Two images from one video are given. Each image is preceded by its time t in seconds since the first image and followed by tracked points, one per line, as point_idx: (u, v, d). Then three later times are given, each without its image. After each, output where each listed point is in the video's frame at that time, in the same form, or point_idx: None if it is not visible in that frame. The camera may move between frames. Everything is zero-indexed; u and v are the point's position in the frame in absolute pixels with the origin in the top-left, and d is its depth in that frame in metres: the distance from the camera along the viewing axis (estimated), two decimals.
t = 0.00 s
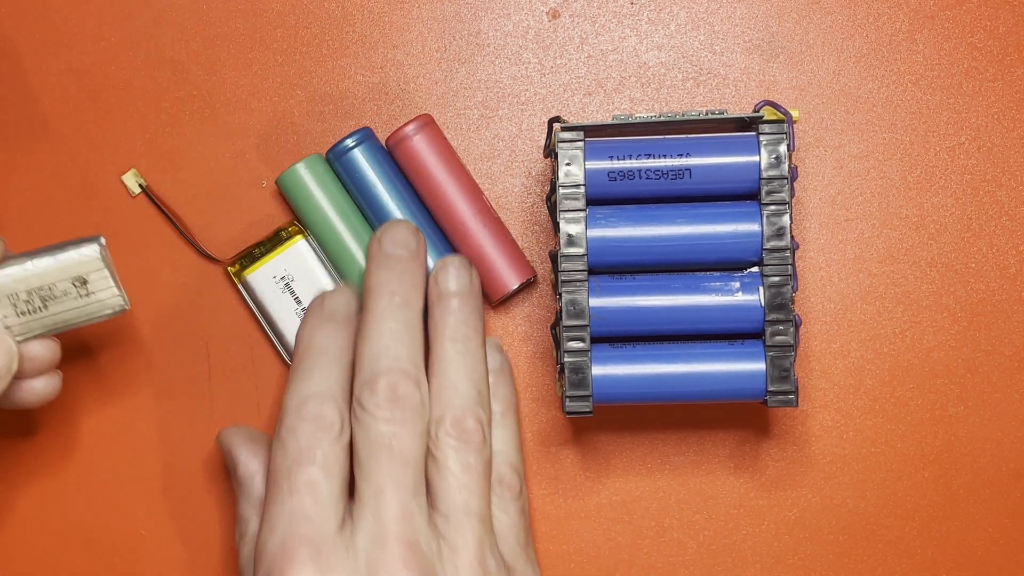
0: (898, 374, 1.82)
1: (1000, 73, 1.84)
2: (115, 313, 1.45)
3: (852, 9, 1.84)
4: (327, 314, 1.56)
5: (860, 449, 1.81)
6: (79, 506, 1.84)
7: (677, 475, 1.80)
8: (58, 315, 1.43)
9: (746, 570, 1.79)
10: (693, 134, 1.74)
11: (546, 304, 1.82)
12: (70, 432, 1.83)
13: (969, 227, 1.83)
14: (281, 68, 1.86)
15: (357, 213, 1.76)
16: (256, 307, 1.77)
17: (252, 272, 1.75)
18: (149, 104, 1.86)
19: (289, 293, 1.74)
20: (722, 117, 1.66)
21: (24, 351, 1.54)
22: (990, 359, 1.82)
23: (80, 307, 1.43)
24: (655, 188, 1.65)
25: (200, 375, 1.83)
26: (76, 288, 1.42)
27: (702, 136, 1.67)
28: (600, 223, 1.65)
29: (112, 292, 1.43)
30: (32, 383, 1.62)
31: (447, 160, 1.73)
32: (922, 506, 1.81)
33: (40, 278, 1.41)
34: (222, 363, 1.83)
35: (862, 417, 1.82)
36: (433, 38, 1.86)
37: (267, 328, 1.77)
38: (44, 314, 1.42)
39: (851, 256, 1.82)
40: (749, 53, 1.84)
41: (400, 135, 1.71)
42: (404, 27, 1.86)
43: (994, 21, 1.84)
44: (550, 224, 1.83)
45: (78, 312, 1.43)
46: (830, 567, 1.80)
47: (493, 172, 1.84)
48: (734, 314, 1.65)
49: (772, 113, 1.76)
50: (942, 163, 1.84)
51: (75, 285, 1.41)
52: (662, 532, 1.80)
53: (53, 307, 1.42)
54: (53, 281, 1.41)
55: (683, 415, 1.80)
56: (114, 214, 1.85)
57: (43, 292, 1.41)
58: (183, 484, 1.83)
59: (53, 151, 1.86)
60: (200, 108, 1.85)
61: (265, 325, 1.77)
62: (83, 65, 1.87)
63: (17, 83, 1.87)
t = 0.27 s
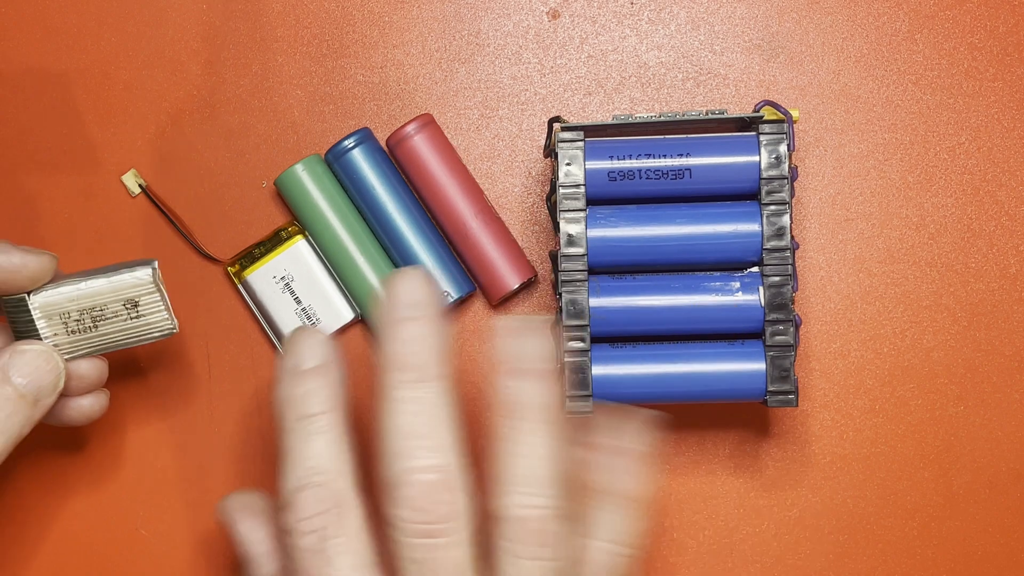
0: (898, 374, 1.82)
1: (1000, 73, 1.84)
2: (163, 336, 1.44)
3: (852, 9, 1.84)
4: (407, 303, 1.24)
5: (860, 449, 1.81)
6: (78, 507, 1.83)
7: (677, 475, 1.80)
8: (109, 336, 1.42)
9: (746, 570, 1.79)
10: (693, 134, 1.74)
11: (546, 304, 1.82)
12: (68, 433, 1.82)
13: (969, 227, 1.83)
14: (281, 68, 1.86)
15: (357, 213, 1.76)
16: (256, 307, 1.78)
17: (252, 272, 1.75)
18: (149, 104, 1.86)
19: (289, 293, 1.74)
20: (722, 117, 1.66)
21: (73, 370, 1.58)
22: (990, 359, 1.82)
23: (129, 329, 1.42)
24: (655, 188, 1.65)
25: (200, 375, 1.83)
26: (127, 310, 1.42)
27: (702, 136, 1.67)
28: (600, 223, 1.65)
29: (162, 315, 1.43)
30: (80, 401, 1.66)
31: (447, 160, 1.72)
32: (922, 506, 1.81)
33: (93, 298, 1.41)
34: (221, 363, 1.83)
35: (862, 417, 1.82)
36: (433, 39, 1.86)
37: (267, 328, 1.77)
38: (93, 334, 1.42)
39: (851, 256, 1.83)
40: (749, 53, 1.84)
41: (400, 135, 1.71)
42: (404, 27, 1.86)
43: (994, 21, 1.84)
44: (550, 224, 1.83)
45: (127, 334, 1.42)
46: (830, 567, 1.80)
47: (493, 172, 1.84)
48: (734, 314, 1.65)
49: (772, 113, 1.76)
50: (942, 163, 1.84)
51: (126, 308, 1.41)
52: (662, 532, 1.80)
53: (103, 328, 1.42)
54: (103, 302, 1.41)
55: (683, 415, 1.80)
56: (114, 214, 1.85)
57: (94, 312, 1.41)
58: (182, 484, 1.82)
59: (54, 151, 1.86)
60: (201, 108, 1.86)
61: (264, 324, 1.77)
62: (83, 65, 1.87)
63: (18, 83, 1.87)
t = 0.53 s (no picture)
0: (898, 374, 1.82)
1: (1000, 73, 1.84)
2: (156, 332, 1.50)
3: (852, 9, 1.84)
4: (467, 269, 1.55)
5: (860, 449, 1.81)
6: (78, 508, 1.83)
7: (677, 475, 1.80)
8: (101, 330, 1.48)
9: (746, 570, 1.79)
10: (693, 134, 1.74)
11: (546, 304, 1.82)
12: (69, 433, 1.82)
13: (969, 227, 1.83)
14: (281, 68, 1.86)
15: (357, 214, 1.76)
16: (255, 307, 1.77)
17: (251, 272, 1.75)
18: (149, 105, 1.86)
19: (288, 293, 1.74)
20: (722, 117, 1.66)
21: (64, 366, 1.57)
22: (990, 359, 1.82)
23: (122, 324, 1.48)
24: (655, 188, 1.65)
25: (200, 375, 1.83)
26: (119, 305, 1.48)
27: (702, 136, 1.67)
28: (600, 223, 1.65)
29: (154, 311, 1.49)
30: (78, 397, 1.65)
31: (447, 160, 1.73)
32: (922, 506, 1.81)
33: (85, 293, 1.47)
34: (221, 363, 1.83)
35: (862, 417, 1.82)
36: (433, 39, 1.86)
37: (266, 328, 1.77)
38: (86, 328, 1.48)
39: (851, 256, 1.83)
40: (749, 53, 1.84)
41: (400, 135, 1.72)
42: (404, 27, 1.86)
43: (994, 21, 1.84)
44: (550, 224, 1.83)
45: (119, 328, 1.48)
46: (830, 567, 1.80)
47: (493, 173, 1.84)
48: (734, 314, 1.65)
49: (772, 113, 1.76)
50: (942, 163, 1.84)
51: (119, 302, 1.47)
52: (662, 532, 1.80)
53: (95, 323, 1.48)
54: (96, 296, 1.47)
55: (683, 415, 1.80)
56: (114, 214, 1.85)
57: (86, 307, 1.47)
58: (182, 485, 1.82)
59: (54, 151, 1.86)
60: (201, 108, 1.86)
61: (264, 325, 1.77)
62: (83, 65, 1.87)
63: (18, 84, 1.87)
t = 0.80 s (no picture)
0: (898, 374, 1.82)
1: (1000, 72, 1.84)
2: (180, 326, 1.40)
3: (852, 9, 1.84)
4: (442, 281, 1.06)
5: (860, 449, 1.81)
6: (78, 508, 1.82)
7: (677, 475, 1.80)
8: (124, 323, 1.38)
9: (747, 570, 1.79)
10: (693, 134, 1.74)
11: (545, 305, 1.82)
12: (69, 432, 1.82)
13: (969, 227, 1.83)
14: (281, 68, 1.86)
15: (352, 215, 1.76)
16: (251, 308, 1.78)
17: (248, 273, 1.76)
18: (149, 105, 1.86)
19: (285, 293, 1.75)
20: (722, 117, 1.66)
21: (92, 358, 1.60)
22: (990, 359, 1.82)
23: (147, 316, 1.39)
24: (655, 188, 1.65)
25: (200, 376, 1.82)
26: (143, 296, 1.39)
27: (701, 136, 1.67)
28: (600, 223, 1.65)
29: (179, 301, 1.40)
30: (101, 391, 1.67)
31: (442, 161, 1.72)
32: (922, 506, 1.81)
33: (108, 284, 1.37)
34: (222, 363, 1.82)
35: (862, 417, 1.82)
36: (433, 39, 1.86)
37: (262, 329, 1.77)
38: (110, 320, 1.38)
39: (851, 256, 1.83)
40: (749, 53, 1.84)
41: (397, 136, 1.72)
42: (404, 27, 1.86)
43: (995, 21, 1.84)
44: (550, 224, 1.83)
45: (143, 320, 1.38)
46: (830, 566, 1.80)
47: (492, 173, 1.84)
48: (734, 314, 1.65)
49: (772, 112, 1.75)
50: (942, 163, 1.84)
51: (144, 293, 1.38)
52: (662, 532, 1.80)
53: (119, 315, 1.38)
54: (121, 287, 1.38)
55: (683, 415, 1.81)
56: (113, 215, 1.85)
57: (109, 297, 1.37)
58: (182, 485, 1.82)
59: (54, 151, 1.86)
60: (201, 108, 1.86)
61: (259, 325, 1.77)
62: (83, 65, 1.87)
63: (18, 85, 1.87)
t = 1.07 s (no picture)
0: (898, 374, 1.82)
1: (1000, 73, 1.84)
2: (288, 290, 1.42)
3: (852, 9, 1.85)
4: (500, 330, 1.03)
5: (860, 449, 1.81)
6: (76, 508, 1.82)
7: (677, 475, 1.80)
8: (233, 286, 1.41)
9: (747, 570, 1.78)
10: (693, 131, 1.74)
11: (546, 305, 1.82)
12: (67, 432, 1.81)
13: (969, 227, 1.83)
14: (281, 68, 1.86)
15: (352, 215, 1.76)
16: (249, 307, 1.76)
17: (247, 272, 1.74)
18: (149, 105, 1.86)
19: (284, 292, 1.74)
20: (722, 114, 1.66)
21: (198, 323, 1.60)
22: (991, 359, 1.82)
23: (254, 280, 1.42)
24: (656, 185, 1.65)
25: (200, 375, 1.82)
26: (254, 260, 1.42)
27: (701, 133, 1.67)
28: (601, 220, 1.65)
29: (287, 265, 1.41)
30: (204, 352, 1.65)
31: (442, 161, 1.72)
32: (923, 506, 1.80)
33: (220, 247, 1.41)
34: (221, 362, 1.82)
35: (862, 417, 1.81)
36: (433, 38, 1.86)
37: (261, 328, 1.76)
38: (220, 282, 1.42)
39: (851, 256, 1.82)
40: (749, 53, 1.84)
41: (397, 136, 1.71)
42: (404, 27, 1.86)
43: (994, 21, 1.85)
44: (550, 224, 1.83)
45: (253, 284, 1.41)
46: (830, 567, 1.79)
47: (493, 172, 1.84)
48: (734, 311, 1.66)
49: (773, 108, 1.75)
50: (942, 163, 1.84)
51: (254, 257, 1.41)
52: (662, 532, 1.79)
53: (229, 278, 1.41)
54: (230, 249, 1.41)
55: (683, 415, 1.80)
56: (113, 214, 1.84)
57: (220, 260, 1.41)
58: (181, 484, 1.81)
59: (53, 151, 1.86)
60: (201, 108, 1.86)
61: (258, 324, 1.76)
62: (83, 65, 1.87)
63: (18, 85, 1.87)
